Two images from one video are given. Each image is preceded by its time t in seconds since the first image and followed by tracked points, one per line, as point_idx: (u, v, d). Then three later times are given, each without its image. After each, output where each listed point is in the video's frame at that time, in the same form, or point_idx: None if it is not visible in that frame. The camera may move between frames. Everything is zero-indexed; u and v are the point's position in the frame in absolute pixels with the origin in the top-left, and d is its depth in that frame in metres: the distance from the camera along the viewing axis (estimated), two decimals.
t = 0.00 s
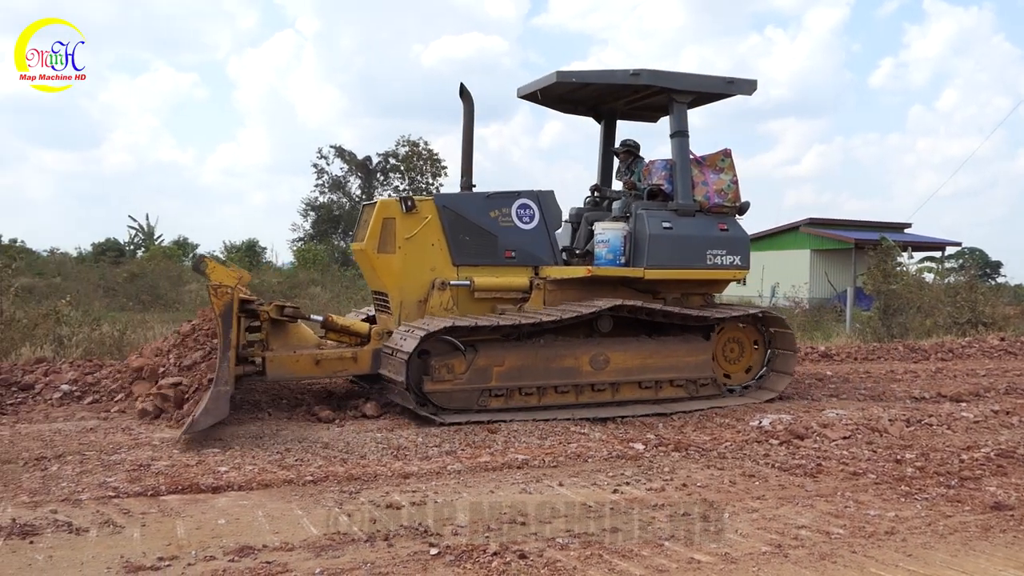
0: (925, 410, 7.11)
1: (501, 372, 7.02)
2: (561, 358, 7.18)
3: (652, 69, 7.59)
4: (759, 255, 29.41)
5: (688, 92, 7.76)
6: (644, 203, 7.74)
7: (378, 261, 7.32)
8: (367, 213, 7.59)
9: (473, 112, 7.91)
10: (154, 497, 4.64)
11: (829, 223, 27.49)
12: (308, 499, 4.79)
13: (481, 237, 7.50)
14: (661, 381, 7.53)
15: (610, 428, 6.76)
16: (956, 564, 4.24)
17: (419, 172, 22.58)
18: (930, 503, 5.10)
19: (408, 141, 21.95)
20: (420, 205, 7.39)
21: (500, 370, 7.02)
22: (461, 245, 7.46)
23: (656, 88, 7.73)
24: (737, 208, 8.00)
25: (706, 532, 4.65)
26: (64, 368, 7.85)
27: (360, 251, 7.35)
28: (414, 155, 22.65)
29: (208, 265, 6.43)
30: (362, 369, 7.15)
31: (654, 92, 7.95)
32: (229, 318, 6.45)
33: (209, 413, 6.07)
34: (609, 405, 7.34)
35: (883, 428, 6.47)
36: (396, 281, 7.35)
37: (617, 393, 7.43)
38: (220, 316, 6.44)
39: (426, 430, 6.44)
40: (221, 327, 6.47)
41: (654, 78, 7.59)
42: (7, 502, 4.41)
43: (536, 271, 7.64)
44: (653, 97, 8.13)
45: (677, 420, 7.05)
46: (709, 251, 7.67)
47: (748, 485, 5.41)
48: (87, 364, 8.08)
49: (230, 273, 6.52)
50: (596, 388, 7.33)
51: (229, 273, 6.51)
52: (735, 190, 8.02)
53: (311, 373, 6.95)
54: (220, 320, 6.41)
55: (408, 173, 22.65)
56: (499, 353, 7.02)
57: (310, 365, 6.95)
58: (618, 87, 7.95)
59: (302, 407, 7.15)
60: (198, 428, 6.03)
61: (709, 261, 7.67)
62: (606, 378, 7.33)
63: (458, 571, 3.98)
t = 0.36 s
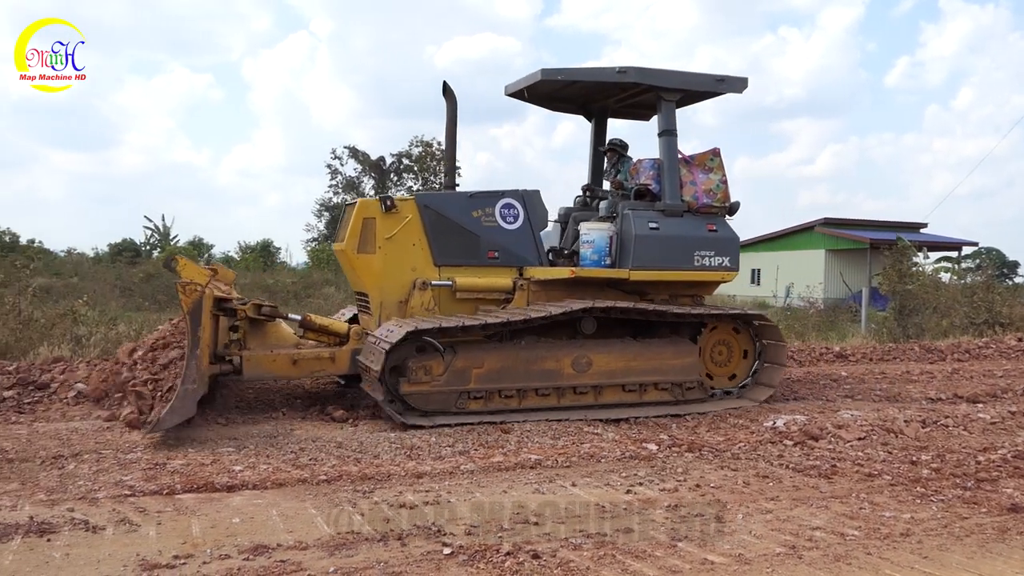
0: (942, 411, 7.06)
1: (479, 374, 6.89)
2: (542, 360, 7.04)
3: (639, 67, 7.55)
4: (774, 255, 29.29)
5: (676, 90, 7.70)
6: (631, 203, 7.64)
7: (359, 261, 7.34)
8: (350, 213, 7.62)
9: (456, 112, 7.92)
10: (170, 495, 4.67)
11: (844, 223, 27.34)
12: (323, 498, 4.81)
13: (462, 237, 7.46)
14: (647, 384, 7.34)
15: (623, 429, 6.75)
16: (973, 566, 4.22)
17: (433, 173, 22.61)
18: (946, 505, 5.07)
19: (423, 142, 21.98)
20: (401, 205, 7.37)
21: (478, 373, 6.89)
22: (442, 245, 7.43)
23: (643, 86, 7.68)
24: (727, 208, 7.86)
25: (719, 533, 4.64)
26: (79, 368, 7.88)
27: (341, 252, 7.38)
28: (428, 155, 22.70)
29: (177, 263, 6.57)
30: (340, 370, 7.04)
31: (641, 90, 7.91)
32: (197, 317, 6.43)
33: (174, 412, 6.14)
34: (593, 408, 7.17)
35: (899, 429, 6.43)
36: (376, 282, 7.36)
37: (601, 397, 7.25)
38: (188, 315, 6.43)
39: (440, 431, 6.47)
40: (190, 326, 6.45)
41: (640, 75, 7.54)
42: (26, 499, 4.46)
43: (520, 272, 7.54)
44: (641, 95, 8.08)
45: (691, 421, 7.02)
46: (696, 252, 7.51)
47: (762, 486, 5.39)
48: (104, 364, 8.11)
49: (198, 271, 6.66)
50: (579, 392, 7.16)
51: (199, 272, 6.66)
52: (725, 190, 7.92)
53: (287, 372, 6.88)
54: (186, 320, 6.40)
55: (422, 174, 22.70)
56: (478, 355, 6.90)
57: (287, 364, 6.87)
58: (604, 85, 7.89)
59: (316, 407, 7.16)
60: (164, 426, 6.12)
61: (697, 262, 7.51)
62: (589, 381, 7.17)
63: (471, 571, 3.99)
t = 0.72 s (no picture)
0: (950, 408, 7.23)
1: (467, 373, 7.04)
2: (529, 359, 7.17)
3: (627, 73, 7.71)
4: (785, 257, 29.41)
5: (663, 95, 7.83)
6: (619, 205, 7.76)
7: (352, 263, 7.49)
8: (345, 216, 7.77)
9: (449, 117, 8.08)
10: (211, 484, 4.88)
11: (853, 226, 27.46)
12: (354, 488, 5.01)
13: (454, 240, 7.59)
14: (633, 383, 7.46)
15: (641, 423, 6.96)
16: (981, 558, 4.38)
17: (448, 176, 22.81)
18: (954, 499, 5.24)
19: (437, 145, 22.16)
20: (394, 208, 7.52)
21: (467, 371, 7.04)
22: (434, 247, 7.57)
23: (631, 91, 7.82)
24: (713, 210, 8.03)
25: (735, 524, 4.81)
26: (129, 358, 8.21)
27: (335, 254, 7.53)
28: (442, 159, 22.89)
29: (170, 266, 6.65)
30: (334, 369, 7.17)
31: (629, 95, 8.04)
32: (186, 319, 6.59)
33: (167, 411, 6.29)
34: (580, 406, 7.30)
35: (908, 425, 6.60)
36: (369, 283, 7.50)
37: (588, 395, 7.38)
38: (178, 317, 6.60)
39: (466, 425, 6.76)
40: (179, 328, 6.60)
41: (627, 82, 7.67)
42: (77, 486, 4.71)
43: (511, 273, 7.68)
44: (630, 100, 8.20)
45: (706, 417, 7.22)
46: (683, 253, 7.65)
47: (776, 479, 5.57)
48: (157, 346, 8.47)
49: (191, 274, 6.72)
50: (566, 390, 7.30)
51: (191, 274, 6.72)
52: (711, 192, 8.06)
53: (284, 371, 7.02)
54: (176, 322, 6.57)
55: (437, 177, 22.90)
56: (465, 354, 7.04)
57: (282, 363, 7.02)
58: (593, 91, 8.01)
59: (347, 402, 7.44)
60: (156, 425, 6.26)
61: (683, 263, 7.64)
62: (575, 379, 7.29)
63: (497, 558, 4.17)
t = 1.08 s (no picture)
0: (973, 408, 7.28)
1: (463, 373, 7.14)
2: (524, 360, 7.25)
3: (625, 78, 7.75)
4: (807, 260, 29.35)
5: (662, 101, 7.88)
6: (618, 208, 7.80)
7: (355, 264, 7.64)
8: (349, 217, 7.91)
9: (452, 121, 8.16)
10: (252, 477, 5.07)
11: (875, 228, 27.37)
12: (387, 482, 5.17)
13: (455, 241, 7.70)
14: (628, 384, 7.51)
15: (666, 422, 7.08)
16: (1003, 557, 4.46)
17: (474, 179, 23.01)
18: (978, 499, 5.30)
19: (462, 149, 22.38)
20: (396, 211, 7.64)
21: (462, 371, 7.14)
22: (435, 249, 7.68)
23: (629, 96, 7.87)
24: (712, 214, 7.95)
25: (758, 521, 4.91)
26: (171, 347, 8.38)
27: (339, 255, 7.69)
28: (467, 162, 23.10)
29: (172, 266, 6.90)
30: (334, 367, 7.41)
31: (628, 101, 8.11)
32: (184, 318, 6.58)
33: (164, 407, 6.32)
34: (575, 406, 7.38)
35: (931, 426, 6.66)
36: (370, 284, 7.63)
37: (584, 396, 7.46)
38: (175, 316, 6.58)
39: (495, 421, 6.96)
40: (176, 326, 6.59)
41: (627, 87, 7.73)
42: (126, 479, 4.96)
43: (511, 275, 7.78)
44: (630, 106, 8.26)
45: (729, 415, 7.32)
46: (681, 256, 7.67)
47: (800, 478, 5.66)
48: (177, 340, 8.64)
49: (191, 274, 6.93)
50: (561, 390, 7.38)
51: (192, 274, 6.94)
52: (710, 197, 7.98)
53: (285, 368, 7.25)
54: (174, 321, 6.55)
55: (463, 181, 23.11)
56: (462, 354, 7.15)
57: (283, 361, 7.25)
58: (594, 97, 8.07)
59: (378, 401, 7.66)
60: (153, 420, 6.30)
61: (681, 266, 7.67)
62: (571, 380, 7.37)
63: (525, 552, 4.29)
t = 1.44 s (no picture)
0: None
1: (467, 374, 7.11)
2: (529, 361, 7.20)
3: (634, 75, 7.65)
4: (851, 260, 28.89)
5: (672, 97, 7.76)
6: (629, 208, 7.73)
7: (360, 265, 7.68)
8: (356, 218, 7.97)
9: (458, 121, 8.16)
10: (293, 475, 5.14)
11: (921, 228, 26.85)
12: (426, 482, 5.20)
13: (460, 242, 7.69)
14: (636, 387, 7.42)
15: (706, 424, 7.02)
16: None
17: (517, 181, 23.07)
18: None
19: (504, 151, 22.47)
20: (401, 211, 7.67)
21: (466, 372, 7.10)
22: (441, 250, 7.68)
23: (639, 93, 7.77)
24: (723, 213, 7.87)
25: (800, 526, 4.85)
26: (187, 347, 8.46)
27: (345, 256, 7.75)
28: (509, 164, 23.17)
29: (173, 267, 6.88)
30: (338, 368, 7.44)
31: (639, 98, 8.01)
32: (183, 319, 6.59)
33: (162, 407, 6.36)
34: (582, 409, 7.31)
35: (979, 430, 6.52)
36: (376, 284, 7.67)
37: (592, 398, 7.39)
38: (174, 316, 6.58)
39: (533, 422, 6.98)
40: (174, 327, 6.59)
41: (633, 84, 7.64)
42: (172, 476, 5.06)
43: (518, 275, 7.74)
44: (640, 103, 8.14)
45: (771, 418, 7.23)
46: (691, 256, 7.59)
47: (843, 482, 5.57)
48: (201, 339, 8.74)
49: (192, 274, 6.93)
50: (568, 392, 7.31)
51: (192, 274, 6.92)
52: (721, 195, 7.91)
53: (290, 369, 7.31)
54: (173, 322, 6.56)
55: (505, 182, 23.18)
56: (466, 355, 7.11)
57: (288, 362, 7.30)
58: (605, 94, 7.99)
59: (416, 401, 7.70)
60: (152, 420, 6.34)
61: (692, 266, 7.58)
62: (578, 382, 7.30)
63: (563, 553, 4.28)
